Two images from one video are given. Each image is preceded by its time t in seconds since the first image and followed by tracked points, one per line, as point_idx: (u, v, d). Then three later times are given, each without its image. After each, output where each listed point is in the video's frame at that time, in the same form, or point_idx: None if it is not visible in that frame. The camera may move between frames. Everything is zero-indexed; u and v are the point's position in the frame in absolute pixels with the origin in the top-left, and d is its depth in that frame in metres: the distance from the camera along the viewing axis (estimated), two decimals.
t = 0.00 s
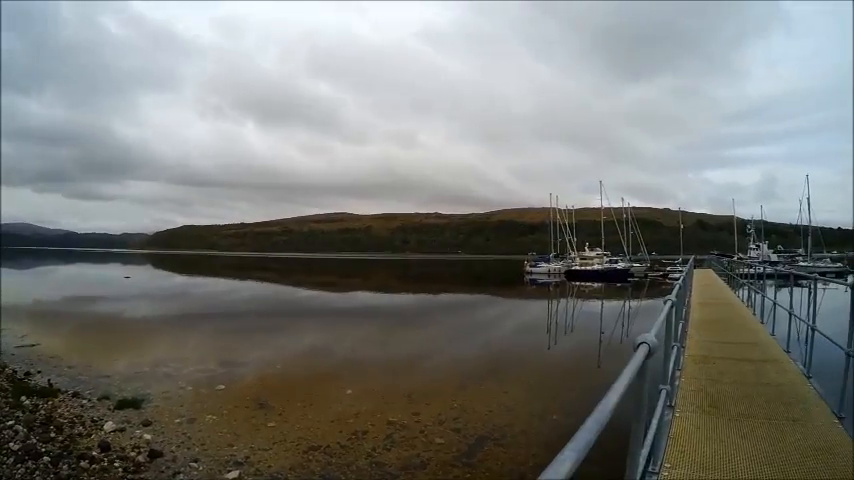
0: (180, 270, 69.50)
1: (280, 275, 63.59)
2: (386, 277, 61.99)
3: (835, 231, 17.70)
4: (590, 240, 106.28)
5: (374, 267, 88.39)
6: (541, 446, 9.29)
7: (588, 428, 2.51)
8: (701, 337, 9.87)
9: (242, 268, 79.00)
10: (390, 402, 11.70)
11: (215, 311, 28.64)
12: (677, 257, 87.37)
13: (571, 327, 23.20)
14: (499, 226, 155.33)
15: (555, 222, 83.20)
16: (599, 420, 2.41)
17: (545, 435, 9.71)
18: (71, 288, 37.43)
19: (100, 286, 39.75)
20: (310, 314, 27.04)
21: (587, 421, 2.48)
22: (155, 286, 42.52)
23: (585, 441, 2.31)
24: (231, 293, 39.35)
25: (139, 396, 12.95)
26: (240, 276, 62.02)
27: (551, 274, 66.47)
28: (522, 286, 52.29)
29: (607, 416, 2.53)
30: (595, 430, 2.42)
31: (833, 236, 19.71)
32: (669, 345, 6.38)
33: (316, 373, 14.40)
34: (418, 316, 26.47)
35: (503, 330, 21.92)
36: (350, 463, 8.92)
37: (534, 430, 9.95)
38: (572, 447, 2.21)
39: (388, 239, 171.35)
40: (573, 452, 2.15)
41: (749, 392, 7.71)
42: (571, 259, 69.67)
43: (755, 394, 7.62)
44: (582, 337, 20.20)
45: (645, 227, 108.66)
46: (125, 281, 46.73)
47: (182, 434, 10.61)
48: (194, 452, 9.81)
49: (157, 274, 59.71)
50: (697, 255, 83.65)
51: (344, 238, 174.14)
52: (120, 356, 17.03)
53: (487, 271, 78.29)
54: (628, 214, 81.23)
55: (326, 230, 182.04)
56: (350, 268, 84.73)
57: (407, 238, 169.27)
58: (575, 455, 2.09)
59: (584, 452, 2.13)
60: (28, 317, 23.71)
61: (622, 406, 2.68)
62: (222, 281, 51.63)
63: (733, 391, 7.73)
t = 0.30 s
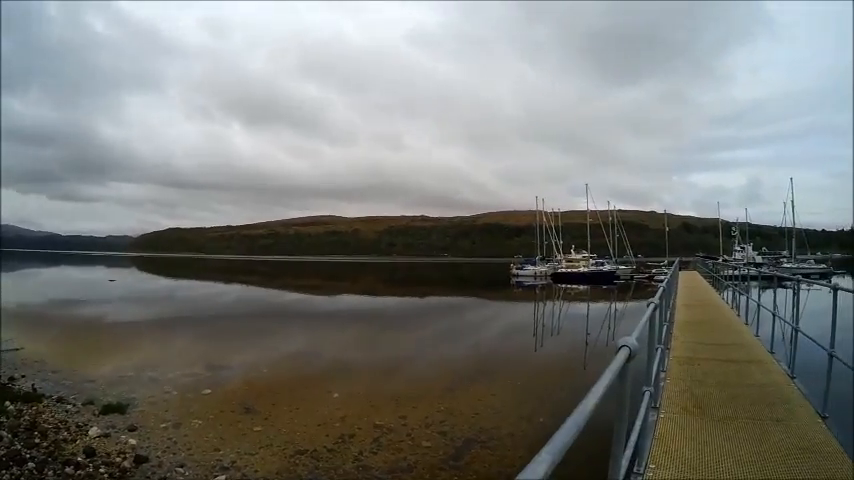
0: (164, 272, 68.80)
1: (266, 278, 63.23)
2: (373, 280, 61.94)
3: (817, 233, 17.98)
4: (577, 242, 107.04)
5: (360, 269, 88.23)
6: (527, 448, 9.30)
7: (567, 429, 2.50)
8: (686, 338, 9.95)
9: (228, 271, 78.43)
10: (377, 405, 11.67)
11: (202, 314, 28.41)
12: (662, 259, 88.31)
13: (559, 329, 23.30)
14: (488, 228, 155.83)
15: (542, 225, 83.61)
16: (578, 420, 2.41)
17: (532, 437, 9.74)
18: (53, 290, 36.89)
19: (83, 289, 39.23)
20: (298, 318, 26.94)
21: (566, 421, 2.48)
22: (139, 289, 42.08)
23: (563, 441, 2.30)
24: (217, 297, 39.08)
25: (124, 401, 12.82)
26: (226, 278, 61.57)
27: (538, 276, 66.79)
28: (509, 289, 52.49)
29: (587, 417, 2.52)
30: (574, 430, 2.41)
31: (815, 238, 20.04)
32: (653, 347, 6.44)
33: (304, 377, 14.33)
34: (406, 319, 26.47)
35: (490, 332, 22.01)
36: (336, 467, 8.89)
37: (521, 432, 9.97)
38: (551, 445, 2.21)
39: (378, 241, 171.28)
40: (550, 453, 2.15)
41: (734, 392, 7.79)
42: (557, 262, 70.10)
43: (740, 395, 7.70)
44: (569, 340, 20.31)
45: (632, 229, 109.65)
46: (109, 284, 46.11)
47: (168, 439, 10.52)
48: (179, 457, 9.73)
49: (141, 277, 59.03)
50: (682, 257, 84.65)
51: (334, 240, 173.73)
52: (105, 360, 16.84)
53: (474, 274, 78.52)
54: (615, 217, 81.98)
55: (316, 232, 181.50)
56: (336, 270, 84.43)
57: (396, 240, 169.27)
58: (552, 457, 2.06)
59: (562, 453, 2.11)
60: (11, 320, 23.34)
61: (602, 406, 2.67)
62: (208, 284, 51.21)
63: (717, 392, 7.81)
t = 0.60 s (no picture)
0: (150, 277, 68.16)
1: (254, 283, 62.89)
2: (362, 285, 61.83)
3: (804, 235, 18.21)
4: (566, 245, 107.77)
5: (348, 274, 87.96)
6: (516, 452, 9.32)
7: (549, 432, 2.49)
8: (674, 341, 10.02)
9: (215, 276, 77.98)
10: (367, 409, 11.65)
11: (190, 319, 28.21)
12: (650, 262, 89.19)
13: (547, 332, 23.38)
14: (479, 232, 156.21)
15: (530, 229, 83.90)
16: (560, 423, 2.40)
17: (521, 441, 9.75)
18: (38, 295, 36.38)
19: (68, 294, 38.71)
20: (288, 322, 26.83)
21: (548, 424, 2.47)
22: (126, 294, 41.70)
23: (546, 443, 2.30)
24: (205, 302, 38.81)
25: (112, 407, 12.70)
26: (214, 283, 61.06)
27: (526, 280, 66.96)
28: (498, 293, 52.61)
29: (568, 420, 2.51)
30: (556, 433, 2.40)
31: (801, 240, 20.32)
32: (640, 350, 6.47)
33: (292, 382, 14.27)
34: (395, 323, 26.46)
35: (479, 336, 22.06)
36: (326, 472, 8.87)
37: (510, 436, 10.00)
38: (534, 447, 2.21)
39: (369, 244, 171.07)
40: (530, 456, 2.14)
41: (720, 394, 7.86)
42: (546, 266, 70.39)
43: (727, 396, 7.77)
44: (558, 343, 20.41)
45: (620, 233, 110.42)
46: (95, 288, 45.57)
47: (157, 445, 10.44)
48: (168, 464, 9.66)
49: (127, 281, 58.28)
50: (669, 260, 85.55)
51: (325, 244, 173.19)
52: (92, 366, 16.68)
53: (463, 278, 78.63)
54: (603, 221, 82.57)
55: (306, 236, 181.07)
56: (324, 275, 84.12)
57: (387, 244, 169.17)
58: (534, 459, 2.05)
59: (542, 455, 2.10)
60: None
61: (584, 409, 2.66)
62: (195, 289, 50.79)
63: (705, 394, 7.87)
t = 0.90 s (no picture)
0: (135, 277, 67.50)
1: (241, 284, 62.55)
2: (350, 285, 61.70)
3: (790, 235, 18.42)
4: (555, 245, 108.43)
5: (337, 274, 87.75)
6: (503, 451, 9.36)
7: (527, 429, 2.50)
8: (661, 340, 10.08)
9: (202, 277, 77.48)
10: (356, 410, 11.66)
11: (179, 320, 28.04)
12: (637, 262, 89.99)
13: (535, 331, 23.51)
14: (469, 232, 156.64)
15: (518, 229, 84.25)
16: (537, 421, 2.39)
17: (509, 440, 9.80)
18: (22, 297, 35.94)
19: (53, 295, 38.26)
20: (277, 323, 26.76)
21: (526, 422, 2.48)
22: (113, 295, 41.32)
23: (524, 440, 2.29)
24: (193, 302, 38.60)
25: (100, 410, 12.61)
26: (201, 284, 60.64)
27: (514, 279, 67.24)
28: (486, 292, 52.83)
29: (545, 418, 2.50)
30: (532, 431, 2.39)
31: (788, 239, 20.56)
32: (626, 349, 6.49)
33: (281, 383, 14.24)
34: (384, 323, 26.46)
35: (469, 335, 22.10)
36: (315, 473, 8.86)
37: (498, 435, 10.05)
38: (509, 446, 2.21)
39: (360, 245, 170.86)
40: (506, 453, 2.13)
41: (706, 392, 7.94)
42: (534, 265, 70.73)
43: (712, 394, 7.85)
44: (546, 342, 20.53)
45: (608, 233, 111.31)
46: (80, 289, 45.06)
47: (145, 448, 10.39)
48: (156, 466, 9.60)
49: (112, 282, 57.68)
50: (657, 259, 86.37)
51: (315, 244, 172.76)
52: (79, 369, 16.54)
53: (451, 278, 78.74)
54: (591, 220, 83.14)
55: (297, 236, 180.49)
56: (312, 275, 83.88)
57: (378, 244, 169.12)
58: (509, 458, 2.05)
59: (519, 453, 2.09)
60: None
61: (562, 407, 2.66)
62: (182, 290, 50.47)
63: (691, 392, 7.94)
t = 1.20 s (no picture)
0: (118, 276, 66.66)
1: (227, 284, 62.17)
2: (337, 285, 61.57)
3: (773, 232, 18.69)
4: (542, 244, 108.92)
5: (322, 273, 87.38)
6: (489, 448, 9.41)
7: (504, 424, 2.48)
8: (646, 337, 10.17)
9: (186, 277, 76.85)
10: (342, 410, 11.65)
11: (165, 323, 27.81)
12: (623, 260, 90.79)
13: (521, 330, 23.63)
14: (458, 231, 157.03)
15: (504, 228, 84.58)
16: (513, 414, 2.36)
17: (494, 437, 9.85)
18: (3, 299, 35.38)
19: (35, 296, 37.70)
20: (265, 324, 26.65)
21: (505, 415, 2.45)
22: (96, 296, 40.83)
23: (499, 436, 2.14)
24: (178, 304, 38.30)
25: (85, 413, 12.50)
26: (187, 285, 60.08)
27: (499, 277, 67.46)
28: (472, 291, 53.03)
29: (521, 412, 2.47)
30: (510, 422, 2.36)
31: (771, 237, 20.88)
32: (610, 347, 6.50)
33: (267, 384, 14.19)
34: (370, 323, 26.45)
35: (456, 334, 22.15)
36: (302, 474, 8.86)
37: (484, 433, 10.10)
38: (482, 443, 2.07)
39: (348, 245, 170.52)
40: (481, 447, 2.11)
41: (689, 388, 8.03)
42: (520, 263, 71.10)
43: (697, 390, 7.94)
44: (532, 340, 20.65)
45: (593, 232, 112.26)
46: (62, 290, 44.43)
47: (130, 451, 10.31)
48: (142, 469, 9.55)
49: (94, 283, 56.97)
50: (641, 257, 87.13)
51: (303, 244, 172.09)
52: (63, 372, 16.35)
53: (437, 277, 78.80)
54: (576, 219, 83.76)
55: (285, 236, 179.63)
56: (298, 275, 83.57)
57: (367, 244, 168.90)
58: (485, 451, 2.04)
59: (495, 445, 2.08)
60: None
61: (540, 400, 2.63)
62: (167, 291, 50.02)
63: (675, 388, 8.02)
